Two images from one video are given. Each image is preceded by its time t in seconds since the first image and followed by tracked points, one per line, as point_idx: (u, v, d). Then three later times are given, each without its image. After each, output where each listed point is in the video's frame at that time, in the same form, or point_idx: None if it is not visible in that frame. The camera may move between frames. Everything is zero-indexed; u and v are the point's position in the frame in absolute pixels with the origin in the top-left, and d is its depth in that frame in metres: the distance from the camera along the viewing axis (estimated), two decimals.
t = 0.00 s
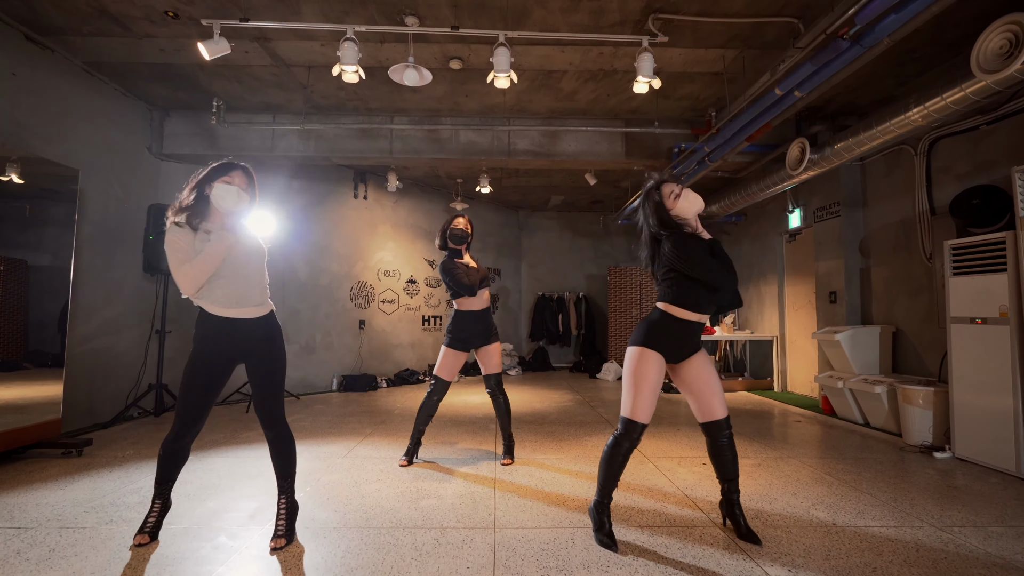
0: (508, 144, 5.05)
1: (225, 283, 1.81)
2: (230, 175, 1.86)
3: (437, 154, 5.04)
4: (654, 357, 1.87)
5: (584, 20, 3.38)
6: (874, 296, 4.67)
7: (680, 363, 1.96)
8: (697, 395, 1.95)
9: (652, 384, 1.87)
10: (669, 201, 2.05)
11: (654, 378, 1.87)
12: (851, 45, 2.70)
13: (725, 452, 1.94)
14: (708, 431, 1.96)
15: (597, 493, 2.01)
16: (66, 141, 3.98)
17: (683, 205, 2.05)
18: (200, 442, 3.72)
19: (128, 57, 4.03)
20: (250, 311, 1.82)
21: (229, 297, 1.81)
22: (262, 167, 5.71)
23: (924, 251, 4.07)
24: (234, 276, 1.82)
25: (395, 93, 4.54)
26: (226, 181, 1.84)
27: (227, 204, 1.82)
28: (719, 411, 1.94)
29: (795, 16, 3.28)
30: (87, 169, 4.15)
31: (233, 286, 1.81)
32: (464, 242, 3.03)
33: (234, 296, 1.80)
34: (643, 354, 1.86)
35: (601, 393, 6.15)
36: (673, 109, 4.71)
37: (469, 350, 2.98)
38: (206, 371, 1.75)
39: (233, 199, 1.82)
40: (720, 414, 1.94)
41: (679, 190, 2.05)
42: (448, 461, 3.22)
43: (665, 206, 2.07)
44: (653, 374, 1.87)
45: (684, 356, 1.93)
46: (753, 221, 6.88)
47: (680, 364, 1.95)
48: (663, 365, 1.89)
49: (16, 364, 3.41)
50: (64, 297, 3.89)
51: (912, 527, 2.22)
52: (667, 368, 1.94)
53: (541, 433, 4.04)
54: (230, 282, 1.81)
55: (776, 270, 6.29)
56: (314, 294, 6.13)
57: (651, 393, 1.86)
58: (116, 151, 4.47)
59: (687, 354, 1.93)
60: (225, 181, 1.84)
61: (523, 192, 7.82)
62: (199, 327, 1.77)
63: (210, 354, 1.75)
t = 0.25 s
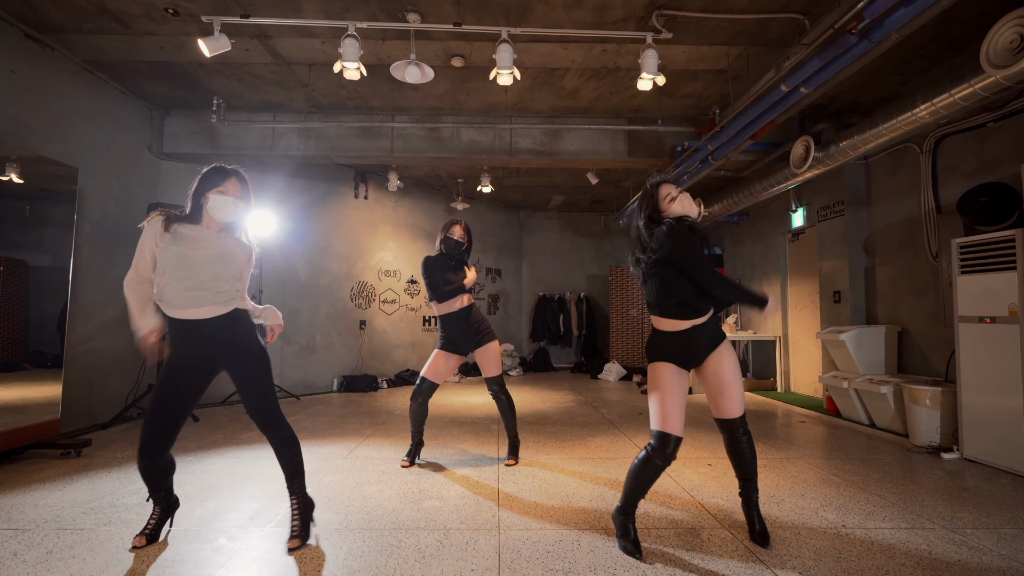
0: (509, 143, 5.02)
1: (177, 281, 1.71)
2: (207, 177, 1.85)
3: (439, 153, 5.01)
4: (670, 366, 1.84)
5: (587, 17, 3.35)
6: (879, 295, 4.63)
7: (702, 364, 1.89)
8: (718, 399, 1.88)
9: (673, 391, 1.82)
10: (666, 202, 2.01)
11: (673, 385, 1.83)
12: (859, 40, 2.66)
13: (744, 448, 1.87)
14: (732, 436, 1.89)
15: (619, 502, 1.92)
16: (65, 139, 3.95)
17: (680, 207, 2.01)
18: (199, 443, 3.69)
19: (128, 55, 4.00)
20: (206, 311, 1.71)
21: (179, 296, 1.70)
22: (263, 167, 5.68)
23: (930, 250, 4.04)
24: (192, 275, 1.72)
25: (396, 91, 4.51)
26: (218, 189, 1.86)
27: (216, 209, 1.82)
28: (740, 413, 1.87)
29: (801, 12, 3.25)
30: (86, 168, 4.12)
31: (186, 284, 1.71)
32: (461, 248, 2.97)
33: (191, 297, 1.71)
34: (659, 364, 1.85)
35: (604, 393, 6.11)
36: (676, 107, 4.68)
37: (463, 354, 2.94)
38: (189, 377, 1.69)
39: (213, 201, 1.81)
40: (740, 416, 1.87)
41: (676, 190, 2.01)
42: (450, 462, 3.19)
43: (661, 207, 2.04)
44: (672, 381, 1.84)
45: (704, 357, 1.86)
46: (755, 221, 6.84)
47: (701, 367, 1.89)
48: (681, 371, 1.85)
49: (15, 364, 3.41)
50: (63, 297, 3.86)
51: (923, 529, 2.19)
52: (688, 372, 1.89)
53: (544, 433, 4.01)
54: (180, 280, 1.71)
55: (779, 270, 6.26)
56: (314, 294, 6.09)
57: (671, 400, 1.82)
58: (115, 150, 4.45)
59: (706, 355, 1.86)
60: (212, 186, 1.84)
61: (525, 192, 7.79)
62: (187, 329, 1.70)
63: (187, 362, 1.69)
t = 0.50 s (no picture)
0: (511, 142, 5.01)
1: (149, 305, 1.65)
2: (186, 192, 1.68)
3: (440, 152, 5.00)
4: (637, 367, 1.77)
5: (589, 14, 3.34)
6: (881, 294, 4.62)
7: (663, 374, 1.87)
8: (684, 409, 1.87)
9: (641, 392, 1.76)
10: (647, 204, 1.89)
11: (638, 386, 1.76)
12: (862, 37, 2.65)
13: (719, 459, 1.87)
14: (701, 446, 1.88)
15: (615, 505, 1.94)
16: (66, 139, 3.95)
17: (658, 211, 1.89)
18: (201, 442, 3.69)
19: (130, 55, 4.01)
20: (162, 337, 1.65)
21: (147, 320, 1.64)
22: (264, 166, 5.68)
23: (932, 248, 4.02)
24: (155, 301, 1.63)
25: (397, 90, 4.51)
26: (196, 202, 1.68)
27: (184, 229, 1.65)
28: (705, 422, 1.87)
29: (803, 10, 3.24)
30: (87, 167, 4.12)
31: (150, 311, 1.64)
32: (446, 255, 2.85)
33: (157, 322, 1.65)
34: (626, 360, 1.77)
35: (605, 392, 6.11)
36: (677, 106, 4.67)
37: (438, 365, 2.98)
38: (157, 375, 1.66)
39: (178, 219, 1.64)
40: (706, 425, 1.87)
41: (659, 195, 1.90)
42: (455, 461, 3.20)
43: (641, 206, 1.92)
44: (637, 383, 1.76)
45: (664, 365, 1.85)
46: (757, 220, 6.83)
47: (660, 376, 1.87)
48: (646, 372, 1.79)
49: (17, 364, 3.36)
50: (65, 298, 3.85)
51: (926, 528, 2.18)
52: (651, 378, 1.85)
53: (545, 433, 4.00)
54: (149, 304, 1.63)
55: (780, 269, 6.25)
56: (315, 294, 6.09)
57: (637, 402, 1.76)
58: (116, 150, 4.45)
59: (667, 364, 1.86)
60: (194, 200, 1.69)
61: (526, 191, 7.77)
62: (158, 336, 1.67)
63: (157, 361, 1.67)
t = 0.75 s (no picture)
0: (513, 143, 5.07)
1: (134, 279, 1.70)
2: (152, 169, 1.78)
3: (443, 153, 5.07)
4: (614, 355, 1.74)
5: (590, 19, 3.39)
6: (880, 294, 4.66)
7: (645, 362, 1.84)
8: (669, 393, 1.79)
9: (620, 383, 1.72)
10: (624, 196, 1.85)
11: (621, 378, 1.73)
12: (859, 42, 2.70)
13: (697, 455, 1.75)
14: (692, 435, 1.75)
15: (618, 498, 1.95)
16: (76, 142, 4.03)
17: (632, 204, 1.84)
18: (210, 440, 3.76)
19: (138, 59, 4.07)
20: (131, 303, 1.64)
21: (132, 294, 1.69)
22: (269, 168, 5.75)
23: (931, 248, 4.06)
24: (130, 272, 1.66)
25: (401, 93, 4.57)
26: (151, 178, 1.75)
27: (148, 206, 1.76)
28: (700, 409, 1.75)
29: (802, 13, 3.28)
30: (97, 170, 4.20)
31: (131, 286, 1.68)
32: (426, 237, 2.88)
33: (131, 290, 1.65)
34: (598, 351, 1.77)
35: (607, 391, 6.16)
36: (678, 107, 4.71)
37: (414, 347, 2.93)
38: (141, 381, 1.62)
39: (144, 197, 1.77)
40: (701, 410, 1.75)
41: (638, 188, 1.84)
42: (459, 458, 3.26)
43: (617, 197, 1.89)
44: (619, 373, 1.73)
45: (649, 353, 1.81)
46: (758, 220, 6.87)
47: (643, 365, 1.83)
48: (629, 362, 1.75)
49: (24, 363, 3.49)
50: (76, 298, 3.92)
51: (921, 521, 2.24)
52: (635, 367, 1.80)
53: (547, 431, 4.05)
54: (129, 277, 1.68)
55: (781, 268, 6.29)
56: (319, 293, 6.16)
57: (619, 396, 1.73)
58: (125, 152, 4.52)
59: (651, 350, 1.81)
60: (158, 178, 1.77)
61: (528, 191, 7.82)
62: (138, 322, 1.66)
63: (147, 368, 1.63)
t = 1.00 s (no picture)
0: (515, 146, 5.19)
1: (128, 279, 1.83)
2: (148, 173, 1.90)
3: (446, 156, 5.21)
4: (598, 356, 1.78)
5: (589, 29, 3.52)
6: (873, 294, 4.78)
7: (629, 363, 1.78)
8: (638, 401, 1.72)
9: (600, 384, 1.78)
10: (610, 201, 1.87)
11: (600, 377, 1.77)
12: (846, 54, 2.81)
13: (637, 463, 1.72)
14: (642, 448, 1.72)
15: (606, 497, 1.85)
16: (92, 146, 4.17)
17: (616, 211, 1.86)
18: (223, 434, 3.91)
19: (151, 65, 4.21)
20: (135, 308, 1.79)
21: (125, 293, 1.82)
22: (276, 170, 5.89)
23: (921, 250, 4.18)
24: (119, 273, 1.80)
25: (406, 98, 4.69)
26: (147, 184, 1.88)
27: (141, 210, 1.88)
28: (650, 421, 1.71)
29: (795, 23, 3.39)
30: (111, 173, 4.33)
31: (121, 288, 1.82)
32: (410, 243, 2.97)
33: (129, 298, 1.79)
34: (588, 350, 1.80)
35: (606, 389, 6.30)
36: (676, 112, 4.83)
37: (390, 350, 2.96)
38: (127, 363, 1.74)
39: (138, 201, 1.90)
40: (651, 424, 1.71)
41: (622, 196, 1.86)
42: (464, 451, 3.40)
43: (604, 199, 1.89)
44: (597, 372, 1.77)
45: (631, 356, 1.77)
46: (755, 221, 6.99)
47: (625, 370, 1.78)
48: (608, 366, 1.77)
49: (33, 361, 3.69)
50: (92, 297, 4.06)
51: (900, 510, 2.37)
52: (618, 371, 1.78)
53: (547, 425, 4.19)
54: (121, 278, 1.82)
55: (778, 268, 6.41)
56: (325, 292, 6.29)
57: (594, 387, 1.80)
58: (137, 156, 4.65)
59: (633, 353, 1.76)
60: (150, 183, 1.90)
61: (529, 192, 7.95)
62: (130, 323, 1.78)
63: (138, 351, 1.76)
